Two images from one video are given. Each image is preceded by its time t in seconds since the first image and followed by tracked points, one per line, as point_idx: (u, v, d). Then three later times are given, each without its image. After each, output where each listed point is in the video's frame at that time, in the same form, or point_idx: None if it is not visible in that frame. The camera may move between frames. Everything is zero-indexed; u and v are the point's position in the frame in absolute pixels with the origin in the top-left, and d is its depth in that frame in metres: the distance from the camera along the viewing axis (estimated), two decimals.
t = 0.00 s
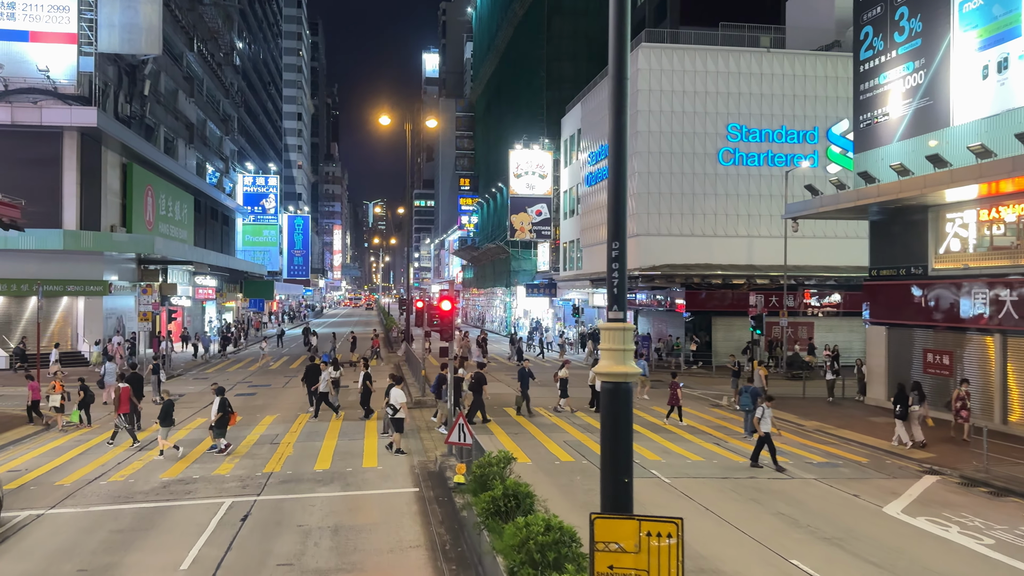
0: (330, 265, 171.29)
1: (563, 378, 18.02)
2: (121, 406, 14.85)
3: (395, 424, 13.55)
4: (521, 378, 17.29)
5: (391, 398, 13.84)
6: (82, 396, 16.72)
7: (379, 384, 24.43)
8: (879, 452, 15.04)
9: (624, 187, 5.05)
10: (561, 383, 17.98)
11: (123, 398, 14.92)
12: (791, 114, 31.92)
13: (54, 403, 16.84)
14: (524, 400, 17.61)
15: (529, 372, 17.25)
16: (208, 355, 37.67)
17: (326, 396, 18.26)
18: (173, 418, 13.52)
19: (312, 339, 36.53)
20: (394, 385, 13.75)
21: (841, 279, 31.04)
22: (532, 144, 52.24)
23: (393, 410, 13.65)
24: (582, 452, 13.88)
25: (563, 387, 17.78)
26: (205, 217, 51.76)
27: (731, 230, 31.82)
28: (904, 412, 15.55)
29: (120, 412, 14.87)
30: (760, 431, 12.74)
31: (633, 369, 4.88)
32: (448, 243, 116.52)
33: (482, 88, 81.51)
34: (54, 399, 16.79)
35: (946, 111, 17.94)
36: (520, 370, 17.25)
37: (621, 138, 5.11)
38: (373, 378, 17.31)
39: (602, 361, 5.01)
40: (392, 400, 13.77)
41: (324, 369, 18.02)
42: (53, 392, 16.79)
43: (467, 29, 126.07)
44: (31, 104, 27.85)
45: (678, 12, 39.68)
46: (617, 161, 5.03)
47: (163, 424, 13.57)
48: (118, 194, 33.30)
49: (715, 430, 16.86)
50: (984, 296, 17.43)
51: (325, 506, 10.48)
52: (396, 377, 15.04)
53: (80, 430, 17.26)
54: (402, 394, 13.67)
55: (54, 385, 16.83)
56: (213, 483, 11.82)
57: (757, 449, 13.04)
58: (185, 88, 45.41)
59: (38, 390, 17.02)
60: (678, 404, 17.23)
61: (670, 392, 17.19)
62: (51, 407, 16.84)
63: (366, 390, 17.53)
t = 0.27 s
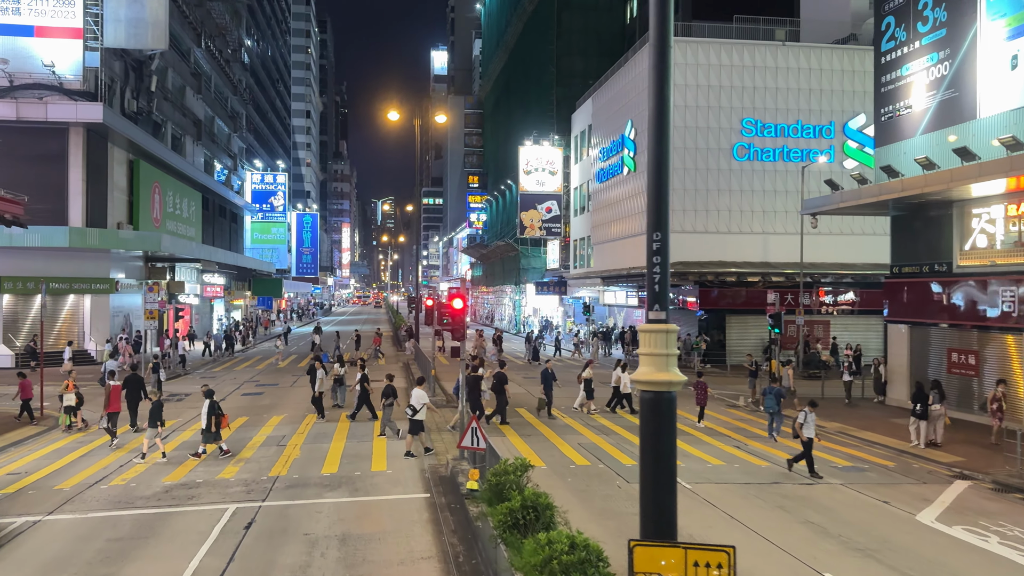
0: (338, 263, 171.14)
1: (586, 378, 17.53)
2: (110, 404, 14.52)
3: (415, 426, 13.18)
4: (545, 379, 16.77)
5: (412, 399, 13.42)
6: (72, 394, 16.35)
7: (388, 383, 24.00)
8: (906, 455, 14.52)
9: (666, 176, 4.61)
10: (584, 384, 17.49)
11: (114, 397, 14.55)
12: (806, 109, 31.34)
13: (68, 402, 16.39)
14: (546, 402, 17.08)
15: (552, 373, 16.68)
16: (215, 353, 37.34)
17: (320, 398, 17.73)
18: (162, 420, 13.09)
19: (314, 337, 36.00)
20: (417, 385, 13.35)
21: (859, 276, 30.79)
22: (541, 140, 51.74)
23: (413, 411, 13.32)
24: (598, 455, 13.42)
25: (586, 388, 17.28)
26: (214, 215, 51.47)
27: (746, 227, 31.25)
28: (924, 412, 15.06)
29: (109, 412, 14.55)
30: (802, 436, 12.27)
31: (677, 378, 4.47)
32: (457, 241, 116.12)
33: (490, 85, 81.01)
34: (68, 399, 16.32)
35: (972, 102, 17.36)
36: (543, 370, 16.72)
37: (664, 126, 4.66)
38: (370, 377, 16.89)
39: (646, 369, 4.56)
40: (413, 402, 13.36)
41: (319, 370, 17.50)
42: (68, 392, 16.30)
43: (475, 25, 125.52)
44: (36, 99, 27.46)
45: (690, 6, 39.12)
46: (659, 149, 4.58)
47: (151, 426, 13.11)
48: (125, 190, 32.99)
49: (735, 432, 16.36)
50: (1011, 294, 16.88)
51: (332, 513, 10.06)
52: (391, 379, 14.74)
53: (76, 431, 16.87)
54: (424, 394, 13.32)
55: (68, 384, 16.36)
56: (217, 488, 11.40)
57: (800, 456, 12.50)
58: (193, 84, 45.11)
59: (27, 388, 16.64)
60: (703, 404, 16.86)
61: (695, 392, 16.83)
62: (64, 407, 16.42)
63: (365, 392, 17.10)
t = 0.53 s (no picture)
0: (347, 261, 171.10)
1: (609, 380, 16.88)
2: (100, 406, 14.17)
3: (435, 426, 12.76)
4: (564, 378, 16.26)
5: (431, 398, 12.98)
6: (59, 395, 16.07)
7: (396, 383, 23.62)
8: (931, 459, 14.04)
9: (713, 169, 4.24)
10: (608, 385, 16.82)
11: (103, 399, 14.18)
12: (821, 103, 30.81)
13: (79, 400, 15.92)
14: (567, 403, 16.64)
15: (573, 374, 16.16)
16: (222, 351, 37.04)
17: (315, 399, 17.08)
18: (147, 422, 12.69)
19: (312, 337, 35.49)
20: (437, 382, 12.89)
21: (874, 274, 30.31)
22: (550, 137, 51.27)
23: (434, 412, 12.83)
24: (613, 458, 12.99)
25: (609, 389, 16.72)
26: (221, 213, 51.20)
27: (759, 224, 30.74)
28: (941, 412, 14.91)
29: (99, 414, 14.22)
30: (842, 442, 11.66)
31: (727, 388, 4.14)
32: (465, 239, 115.82)
33: (498, 82, 80.53)
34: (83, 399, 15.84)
35: (997, 95, 16.82)
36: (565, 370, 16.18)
37: (713, 115, 4.25)
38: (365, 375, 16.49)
39: (693, 379, 4.18)
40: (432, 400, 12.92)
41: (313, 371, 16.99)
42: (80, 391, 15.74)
43: (483, 22, 125.01)
44: (41, 95, 27.19)
45: None
46: (706, 142, 4.23)
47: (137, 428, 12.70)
48: (131, 188, 32.71)
49: (753, 434, 15.90)
50: None
51: (339, 520, 9.67)
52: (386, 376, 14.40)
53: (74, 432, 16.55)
54: (443, 393, 12.82)
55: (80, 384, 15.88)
56: (220, 493, 11.03)
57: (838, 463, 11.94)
58: (199, 81, 44.82)
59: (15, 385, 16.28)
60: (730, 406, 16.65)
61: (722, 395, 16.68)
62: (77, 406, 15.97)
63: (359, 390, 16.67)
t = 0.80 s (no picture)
0: (355, 259, 171.06)
1: (636, 381, 16.15)
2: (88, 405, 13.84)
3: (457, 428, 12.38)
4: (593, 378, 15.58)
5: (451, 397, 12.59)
6: (48, 396, 15.88)
7: (404, 382, 23.20)
8: (960, 463, 13.53)
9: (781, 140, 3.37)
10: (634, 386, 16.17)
11: (90, 397, 13.84)
12: (837, 98, 30.22)
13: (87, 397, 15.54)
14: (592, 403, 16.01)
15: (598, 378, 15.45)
16: (230, 350, 36.73)
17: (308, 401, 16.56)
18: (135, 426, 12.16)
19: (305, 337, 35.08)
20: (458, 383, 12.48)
21: (891, 272, 29.76)
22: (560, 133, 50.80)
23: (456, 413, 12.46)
24: (630, 462, 12.51)
25: (635, 391, 16.05)
26: (228, 210, 50.89)
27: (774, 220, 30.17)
28: (957, 411, 14.44)
29: (87, 413, 13.87)
30: (892, 451, 11.07)
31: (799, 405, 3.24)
32: (473, 237, 115.48)
33: (507, 78, 80.08)
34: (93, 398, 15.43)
35: None
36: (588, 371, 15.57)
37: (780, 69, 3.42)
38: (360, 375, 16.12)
39: (758, 395, 3.33)
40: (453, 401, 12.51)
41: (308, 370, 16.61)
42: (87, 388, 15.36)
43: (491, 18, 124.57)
44: (45, 91, 26.83)
45: None
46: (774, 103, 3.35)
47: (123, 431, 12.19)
48: (137, 184, 32.39)
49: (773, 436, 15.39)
50: None
51: (345, 529, 9.22)
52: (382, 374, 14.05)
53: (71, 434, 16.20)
54: (465, 396, 12.43)
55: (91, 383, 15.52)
56: (222, 499, 10.61)
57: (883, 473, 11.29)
58: (206, 77, 44.44)
59: (4, 383, 15.90)
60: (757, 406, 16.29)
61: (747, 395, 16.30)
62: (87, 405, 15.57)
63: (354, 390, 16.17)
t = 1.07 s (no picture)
0: (362, 256, 170.86)
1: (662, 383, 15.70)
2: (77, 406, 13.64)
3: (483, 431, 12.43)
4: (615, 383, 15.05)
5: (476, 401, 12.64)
6: (33, 396, 15.72)
7: (412, 382, 22.77)
8: (990, 468, 13.01)
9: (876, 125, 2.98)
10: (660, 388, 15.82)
11: (79, 399, 13.66)
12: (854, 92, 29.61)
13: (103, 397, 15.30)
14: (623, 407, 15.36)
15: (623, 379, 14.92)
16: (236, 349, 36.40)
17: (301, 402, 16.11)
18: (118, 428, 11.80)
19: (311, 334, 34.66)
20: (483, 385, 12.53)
21: (907, 270, 29.28)
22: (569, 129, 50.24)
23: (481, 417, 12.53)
24: (647, 466, 12.06)
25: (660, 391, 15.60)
26: (235, 208, 50.59)
27: (788, 217, 29.65)
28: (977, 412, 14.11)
29: (76, 414, 13.66)
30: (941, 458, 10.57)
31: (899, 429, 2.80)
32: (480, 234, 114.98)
33: (515, 75, 79.51)
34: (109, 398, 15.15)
35: None
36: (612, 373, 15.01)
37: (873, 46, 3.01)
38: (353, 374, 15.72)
39: (848, 416, 2.84)
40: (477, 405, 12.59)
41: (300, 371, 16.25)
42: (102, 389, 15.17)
43: (499, 15, 123.90)
44: (50, 87, 26.50)
45: None
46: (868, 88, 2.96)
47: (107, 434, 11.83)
48: (142, 181, 32.06)
49: (793, 440, 14.98)
50: None
51: (352, 538, 8.78)
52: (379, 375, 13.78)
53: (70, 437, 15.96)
54: (490, 398, 12.52)
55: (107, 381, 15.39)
56: (224, 506, 10.19)
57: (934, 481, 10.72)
58: (213, 74, 44.12)
59: None
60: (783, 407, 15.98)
61: (774, 394, 16.08)
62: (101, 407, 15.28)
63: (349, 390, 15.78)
